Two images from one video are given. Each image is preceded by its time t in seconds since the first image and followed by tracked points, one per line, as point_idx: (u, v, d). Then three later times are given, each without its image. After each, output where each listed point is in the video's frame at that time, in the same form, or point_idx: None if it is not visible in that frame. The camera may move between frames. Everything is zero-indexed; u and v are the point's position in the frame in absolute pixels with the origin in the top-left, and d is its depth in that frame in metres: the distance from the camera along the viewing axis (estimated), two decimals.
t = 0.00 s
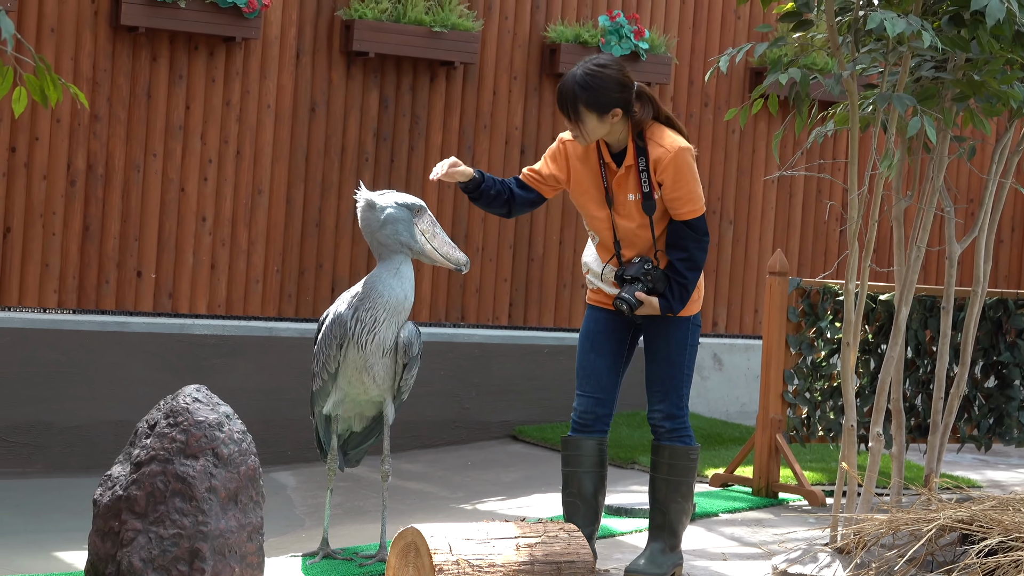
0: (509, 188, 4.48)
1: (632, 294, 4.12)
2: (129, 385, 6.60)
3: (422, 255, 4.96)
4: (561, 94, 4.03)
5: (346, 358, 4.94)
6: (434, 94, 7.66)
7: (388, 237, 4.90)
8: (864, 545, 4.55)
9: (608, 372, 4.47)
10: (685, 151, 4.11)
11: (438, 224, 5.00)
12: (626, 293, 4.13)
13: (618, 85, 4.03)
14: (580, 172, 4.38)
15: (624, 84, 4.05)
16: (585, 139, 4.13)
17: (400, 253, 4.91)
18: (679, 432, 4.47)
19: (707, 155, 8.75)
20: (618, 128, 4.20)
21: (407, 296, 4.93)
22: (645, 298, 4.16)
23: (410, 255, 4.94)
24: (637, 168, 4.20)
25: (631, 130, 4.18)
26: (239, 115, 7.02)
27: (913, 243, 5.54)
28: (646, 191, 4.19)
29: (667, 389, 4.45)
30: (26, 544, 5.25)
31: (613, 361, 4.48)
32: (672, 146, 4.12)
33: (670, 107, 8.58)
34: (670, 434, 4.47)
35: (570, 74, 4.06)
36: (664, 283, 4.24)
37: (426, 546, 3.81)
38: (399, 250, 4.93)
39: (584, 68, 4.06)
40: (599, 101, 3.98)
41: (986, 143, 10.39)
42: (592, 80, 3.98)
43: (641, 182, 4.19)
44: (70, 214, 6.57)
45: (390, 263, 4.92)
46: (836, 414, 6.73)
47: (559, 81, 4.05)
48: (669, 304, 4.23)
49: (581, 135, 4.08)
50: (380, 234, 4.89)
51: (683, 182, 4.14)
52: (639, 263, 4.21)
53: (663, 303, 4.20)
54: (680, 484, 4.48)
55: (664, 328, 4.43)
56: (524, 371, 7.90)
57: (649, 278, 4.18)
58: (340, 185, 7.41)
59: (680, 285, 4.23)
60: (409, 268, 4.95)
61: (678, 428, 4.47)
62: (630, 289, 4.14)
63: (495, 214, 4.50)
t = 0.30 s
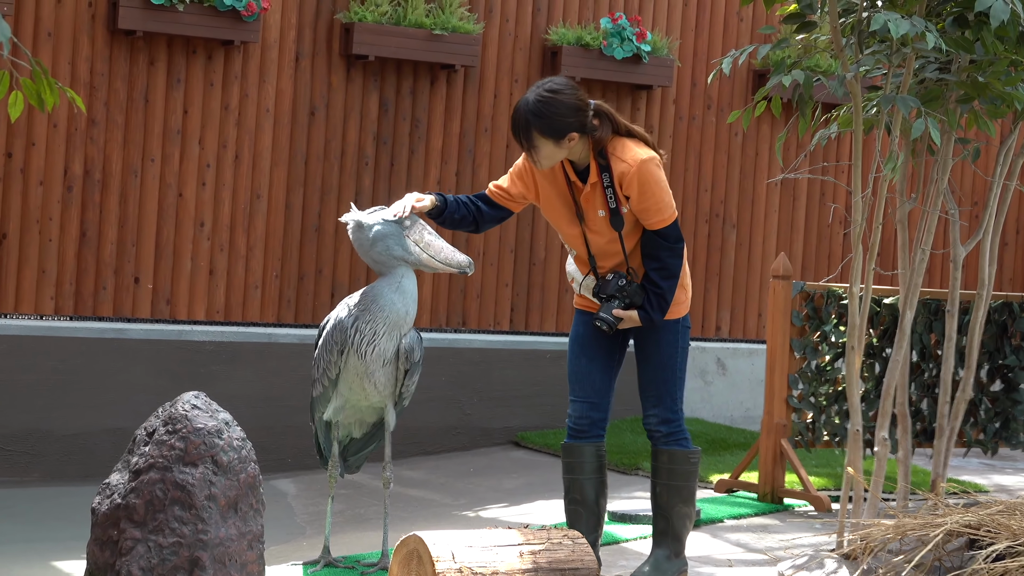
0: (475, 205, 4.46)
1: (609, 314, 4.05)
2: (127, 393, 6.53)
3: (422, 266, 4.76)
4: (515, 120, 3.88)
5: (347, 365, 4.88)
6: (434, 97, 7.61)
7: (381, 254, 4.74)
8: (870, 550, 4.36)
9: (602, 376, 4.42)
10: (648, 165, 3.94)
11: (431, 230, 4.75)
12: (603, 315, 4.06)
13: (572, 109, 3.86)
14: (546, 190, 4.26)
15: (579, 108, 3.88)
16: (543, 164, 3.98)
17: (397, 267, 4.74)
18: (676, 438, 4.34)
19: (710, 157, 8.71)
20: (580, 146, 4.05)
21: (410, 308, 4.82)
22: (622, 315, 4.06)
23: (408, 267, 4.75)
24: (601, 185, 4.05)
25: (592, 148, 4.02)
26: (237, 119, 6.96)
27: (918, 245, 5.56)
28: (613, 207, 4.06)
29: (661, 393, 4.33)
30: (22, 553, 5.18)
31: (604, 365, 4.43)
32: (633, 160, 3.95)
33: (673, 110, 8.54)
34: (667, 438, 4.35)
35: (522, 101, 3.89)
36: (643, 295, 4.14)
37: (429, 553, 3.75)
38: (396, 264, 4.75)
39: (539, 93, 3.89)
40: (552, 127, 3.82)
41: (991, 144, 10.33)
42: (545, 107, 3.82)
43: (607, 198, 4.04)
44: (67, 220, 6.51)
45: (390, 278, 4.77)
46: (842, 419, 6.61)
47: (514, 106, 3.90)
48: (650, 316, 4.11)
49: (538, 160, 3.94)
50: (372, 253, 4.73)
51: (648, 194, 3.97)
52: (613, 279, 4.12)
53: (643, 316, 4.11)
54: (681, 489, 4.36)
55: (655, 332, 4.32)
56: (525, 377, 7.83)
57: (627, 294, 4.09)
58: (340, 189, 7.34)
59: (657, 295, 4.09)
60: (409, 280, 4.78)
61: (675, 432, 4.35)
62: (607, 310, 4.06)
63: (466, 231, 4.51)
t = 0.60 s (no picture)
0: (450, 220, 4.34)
1: (614, 336, 3.92)
2: (99, 407, 6.01)
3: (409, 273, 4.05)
4: (488, 137, 3.73)
5: (339, 379, 4.25)
6: (432, 88, 7.10)
7: (358, 273, 4.05)
8: None
9: (611, 391, 4.19)
10: (634, 175, 3.78)
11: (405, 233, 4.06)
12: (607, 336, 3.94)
13: (550, 125, 3.68)
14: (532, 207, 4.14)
15: (557, 123, 3.69)
16: (519, 180, 3.82)
17: (381, 282, 4.05)
18: (694, 454, 4.12)
19: (730, 150, 8.21)
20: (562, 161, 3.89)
21: (403, 322, 4.15)
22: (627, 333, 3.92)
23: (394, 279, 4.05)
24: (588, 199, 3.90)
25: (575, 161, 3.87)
26: (218, 111, 6.45)
27: (956, 247, 5.04)
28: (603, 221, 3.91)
29: (675, 406, 4.11)
30: None
31: (614, 379, 4.20)
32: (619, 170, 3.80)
33: (690, 101, 8.03)
34: (683, 454, 4.13)
35: (496, 115, 3.71)
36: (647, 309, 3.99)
37: None
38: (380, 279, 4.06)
39: (512, 108, 3.71)
40: (525, 146, 3.66)
41: None
42: (517, 124, 3.65)
43: (597, 212, 3.90)
44: (34, 219, 5.98)
45: (376, 293, 4.09)
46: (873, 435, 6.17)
47: (486, 121, 3.74)
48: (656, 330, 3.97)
49: (513, 177, 3.78)
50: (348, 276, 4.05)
51: (638, 206, 3.81)
52: (614, 295, 3.97)
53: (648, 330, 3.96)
54: (699, 511, 4.14)
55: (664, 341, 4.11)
56: (530, 390, 7.33)
57: (629, 312, 3.92)
58: (329, 186, 6.83)
59: (659, 308, 3.94)
60: (397, 290, 4.08)
61: (692, 447, 4.12)
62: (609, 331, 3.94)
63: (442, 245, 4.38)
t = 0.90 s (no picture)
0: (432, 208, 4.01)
1: (611, 346, 3.70)
2: (69, 417, 5.57)
3: (405, 265, 3.68)
4: (481, 129, 3.48)
5: (329, 386, 3.86)
6: (429, 74, 6.68)
7: (349, 271, 3.65)
8: None
9: (617, 400, 3.91)
10: (635, 174, 3.53)
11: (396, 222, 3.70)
12: (604, 346, 3.70)
13: (547, 119, 3.43)
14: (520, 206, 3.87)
15: (555, 118, 3.45)
16: (511, 176, 3.57)
17: (376, 279, 3.66)
18: (707, 467, 3.84)
19: (749, 141, 7.80)
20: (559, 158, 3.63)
21: (398, 323, 3.75)
22: (625, 344, 3.67)
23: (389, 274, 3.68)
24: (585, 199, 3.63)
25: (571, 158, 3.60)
26: (199, 99, 6.01)
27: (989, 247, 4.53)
28: (601, 222, 3.65)
29: (685, 416, 3.83)
30: None
31: (619, 387, 3.91)
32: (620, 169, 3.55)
33: (706, 88, 7.62)
34: (695, 468, 3.85)
35: (490, 105, 3.46)
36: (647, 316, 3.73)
37: None
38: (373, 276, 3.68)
39: (508, 99, 3.46)
40: (522, 141, 3.41)
41: None
42: (513, 118, 3.40)
43: (595, 213, 3.63)
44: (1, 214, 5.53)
45: (368, 293, 3.70)
46: (901, 449, 5.74)
47: (480, 112, 3.49)
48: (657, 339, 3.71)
49: (507, 173, 3.54)
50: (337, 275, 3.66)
51: (638, 207, 3.55)
52: (612, 302, 3.71)
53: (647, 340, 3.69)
54: (713, 528, 3.86)
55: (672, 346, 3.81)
56: (532, 399, 6.90)
57: (628, 321, 3.69)
58: (318, 181, 6.40)
59: (659, 315, 3.68)
60: (391, 288, 3.71)
61: (704, 461, 3.84)
62: (606, 341, 3.69)
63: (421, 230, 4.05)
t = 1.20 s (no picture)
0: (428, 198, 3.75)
1: (613, 350, 3.36)
2: (40, 421, 5.20)
3: (399, 245, 3.41)
4: (479, 114, 3.18)
5: (319, 385, 3.51)
6: (428, 56, 6.30)
7: (338, 248, 3.40)
8: None
9: (624, 404, 3.57)
10: (643, 164, 3.22)
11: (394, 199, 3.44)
12: (606, 350, 3.37)
13: (550, 104, 3.14)
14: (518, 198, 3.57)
15: (559, 103, 3.15)
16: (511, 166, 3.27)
17: (366, 258, 3.40)
18: (722, 477, 3.51)
19: (769, 129, 7.43)
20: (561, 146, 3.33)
21: (390, 311, 3.43)
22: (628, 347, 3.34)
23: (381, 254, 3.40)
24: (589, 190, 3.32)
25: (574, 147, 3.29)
26: (181, 81, 5.64)
27: None
28: (606, 217, 3.33)
29: (698, 422, 3.49)
30: None
31: (627, 391, 3.58)
32: (627, 159, 3.23)
33: (724, 72, 7.25)
34: (709, 478, 3.51)
35: (490, 88, 3.16)
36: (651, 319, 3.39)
37: None
38: (363, 255, 3.41)
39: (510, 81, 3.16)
40: (523, 127, 3.11)
41: None
42: (514, 102, 3.10)
43: (598, 206, 3.32)
44: None
45: (355, 275, 3.40)
46: (932, 459, 5.36)
47: (479, 96, 3.19)
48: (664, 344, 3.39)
49: (507, 162, 3.24)
50: (327, 251, 3.42)
51: (645, 200, 3.23)
52: (614, 302, 3.39)
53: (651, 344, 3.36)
54: (730, 543, 3.52)
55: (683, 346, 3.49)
56: (537, 404, 6.54)
57: (631, 322, 3.36)
58: (308, 170, 6.04)
59: (665, 316, 3.35)
60: (381, 270, 3.41)
61: (720, 469, 3.50)
62: (608, 343, 3.37)
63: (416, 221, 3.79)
